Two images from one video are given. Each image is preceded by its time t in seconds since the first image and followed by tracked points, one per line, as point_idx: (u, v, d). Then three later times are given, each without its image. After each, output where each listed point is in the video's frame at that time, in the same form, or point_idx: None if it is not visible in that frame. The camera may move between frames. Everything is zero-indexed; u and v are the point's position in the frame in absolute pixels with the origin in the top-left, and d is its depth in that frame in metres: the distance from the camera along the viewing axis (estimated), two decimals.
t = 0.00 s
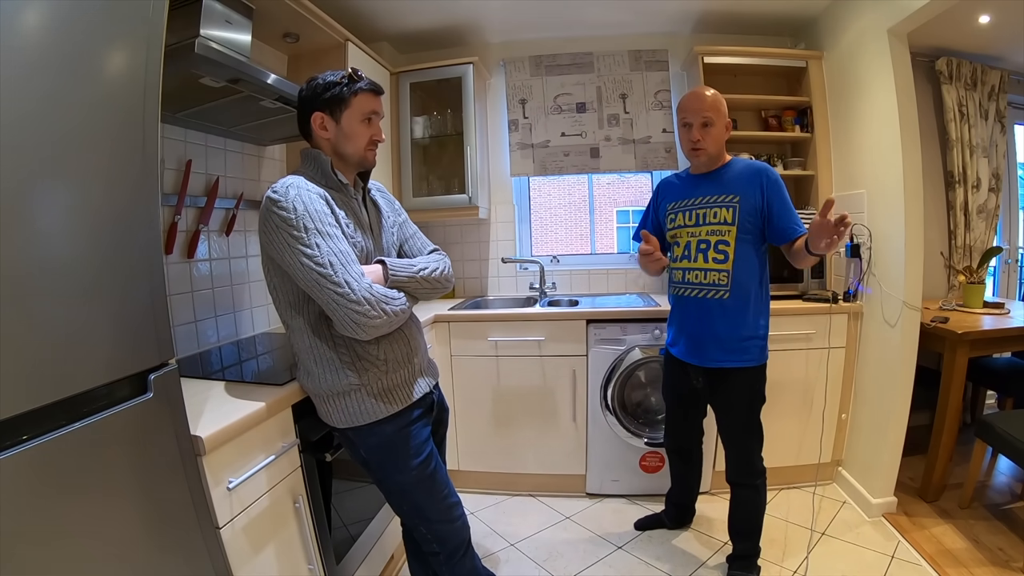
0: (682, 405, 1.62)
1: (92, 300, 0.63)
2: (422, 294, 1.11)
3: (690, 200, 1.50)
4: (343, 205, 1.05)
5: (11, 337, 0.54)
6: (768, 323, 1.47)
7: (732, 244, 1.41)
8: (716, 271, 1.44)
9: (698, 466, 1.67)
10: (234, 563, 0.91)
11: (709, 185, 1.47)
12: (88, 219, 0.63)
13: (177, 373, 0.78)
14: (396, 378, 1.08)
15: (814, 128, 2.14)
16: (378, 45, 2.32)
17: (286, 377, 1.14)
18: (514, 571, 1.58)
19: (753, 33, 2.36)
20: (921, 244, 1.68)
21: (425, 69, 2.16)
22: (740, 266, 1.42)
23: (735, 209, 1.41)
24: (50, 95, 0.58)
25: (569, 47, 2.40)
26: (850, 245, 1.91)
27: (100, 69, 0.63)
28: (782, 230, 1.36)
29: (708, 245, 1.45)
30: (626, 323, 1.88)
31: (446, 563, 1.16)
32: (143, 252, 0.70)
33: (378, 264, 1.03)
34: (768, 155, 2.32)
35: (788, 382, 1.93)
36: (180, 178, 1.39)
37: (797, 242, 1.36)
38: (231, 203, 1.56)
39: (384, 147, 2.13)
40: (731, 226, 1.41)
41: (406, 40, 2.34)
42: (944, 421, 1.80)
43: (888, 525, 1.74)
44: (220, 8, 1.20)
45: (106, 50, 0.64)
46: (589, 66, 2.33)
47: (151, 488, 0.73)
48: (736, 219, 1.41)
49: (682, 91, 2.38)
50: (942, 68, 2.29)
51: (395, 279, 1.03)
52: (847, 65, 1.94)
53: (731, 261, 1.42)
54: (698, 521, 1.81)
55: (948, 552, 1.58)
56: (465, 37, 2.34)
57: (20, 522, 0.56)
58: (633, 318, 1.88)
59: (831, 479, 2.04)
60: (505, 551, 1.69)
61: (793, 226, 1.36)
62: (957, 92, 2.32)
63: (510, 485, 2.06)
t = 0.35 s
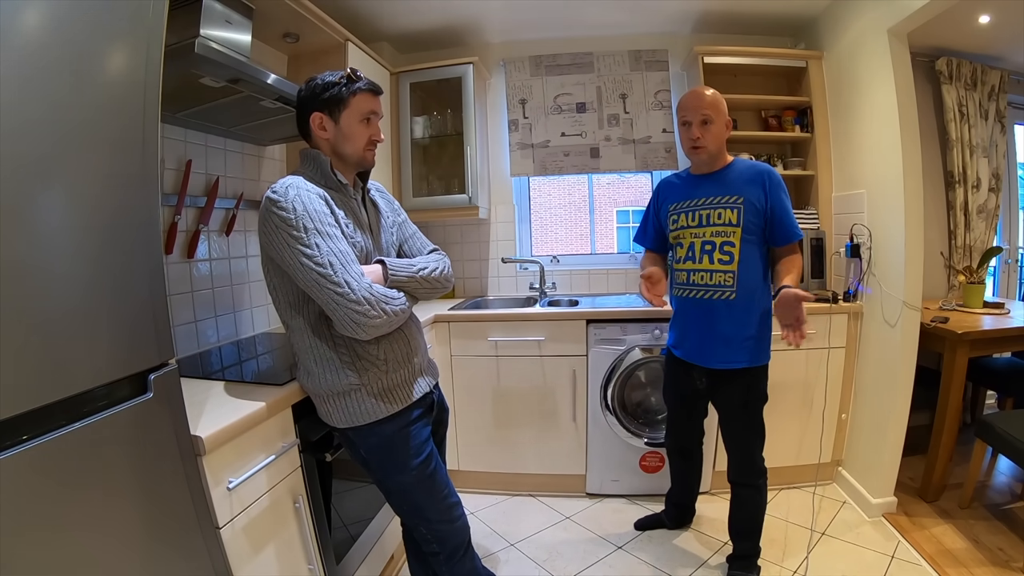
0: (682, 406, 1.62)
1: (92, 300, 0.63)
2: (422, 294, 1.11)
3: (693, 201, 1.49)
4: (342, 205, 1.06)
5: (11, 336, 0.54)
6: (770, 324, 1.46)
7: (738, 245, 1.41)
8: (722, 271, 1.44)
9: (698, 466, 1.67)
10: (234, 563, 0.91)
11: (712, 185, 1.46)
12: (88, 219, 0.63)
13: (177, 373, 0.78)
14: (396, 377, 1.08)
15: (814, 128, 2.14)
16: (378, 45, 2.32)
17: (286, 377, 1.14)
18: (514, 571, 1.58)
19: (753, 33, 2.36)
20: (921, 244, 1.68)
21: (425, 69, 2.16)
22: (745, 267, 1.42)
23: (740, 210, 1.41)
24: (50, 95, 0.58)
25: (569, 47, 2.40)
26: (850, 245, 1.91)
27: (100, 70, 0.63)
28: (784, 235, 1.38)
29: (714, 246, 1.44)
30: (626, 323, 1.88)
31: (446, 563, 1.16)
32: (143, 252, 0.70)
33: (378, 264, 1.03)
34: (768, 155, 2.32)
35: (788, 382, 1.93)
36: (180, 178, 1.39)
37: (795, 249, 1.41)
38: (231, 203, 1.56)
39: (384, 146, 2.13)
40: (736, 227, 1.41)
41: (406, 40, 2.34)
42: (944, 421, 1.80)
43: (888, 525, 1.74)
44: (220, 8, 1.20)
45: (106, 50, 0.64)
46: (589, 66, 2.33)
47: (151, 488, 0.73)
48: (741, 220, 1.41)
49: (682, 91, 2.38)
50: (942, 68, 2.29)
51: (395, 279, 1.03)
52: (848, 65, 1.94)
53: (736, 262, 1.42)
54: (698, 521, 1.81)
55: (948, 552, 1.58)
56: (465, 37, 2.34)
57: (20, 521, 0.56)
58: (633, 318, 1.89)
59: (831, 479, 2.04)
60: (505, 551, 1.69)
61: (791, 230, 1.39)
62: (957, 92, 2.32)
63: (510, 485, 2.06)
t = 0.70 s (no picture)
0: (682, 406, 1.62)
1: (92, 301, 0.63)
2: (422, 294, 1.11)
3: (690, 201, 1.51)
4: (342, 205, 1.06)
5: (12, 336, 0.54)
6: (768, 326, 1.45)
7: (729, 245, 1.41)
8: (712, 272, 1.45)
9: (699, 466, 1.67)
10: (235, 563, 0.91)
11: (708, 185, 1.47)
12: (88, 220, 0.63)
13: (177, 373, 0.78)
14: (396, 377, 1.08)
15: (814, 128, 2.14)
16: (378, 45, 2.32)
17: (286, 377, 1.14)
18: (514, 571, 1.59)
19: (753, 33, 2.36)
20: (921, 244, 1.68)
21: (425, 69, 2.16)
22: (737, 268, 1.42)
23: (731, 211, 1.41)
24: (50, 95, 0.58)
25: (569, 47, 2.40)
26: (850, 245, 1.91)
27: (100, 70, 0.63)
28: (779, 232, 1.35)
29: (705, 246, 1.46)
30: (626, 323, 1.88)
31: (446, 563, 1.16)
32: (143, 253, 0.70)
33: (378, 264, 1.03)
34: (768, 155, 2.32)
35: (788, 382, 1.93)
36: (180, 178, 1.39)
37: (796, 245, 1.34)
38: (231, 203, 1.56)
39: (384, 146, 2.13)
40: (727, 227, 1.42)
41: (406, 40, 2.34)
42: (944, 421, 1.80)
43: (888, 525, 1.74)
44: (220, 8, 1.20)
45: (106, 50, 0.64)
46: (589, 66, 2.33)
47: (151, 488, 0.73)
48: (733, 220, 1.41)
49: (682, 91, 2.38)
50: (942, 68, 2.29)
51: (395, 279, 1.03)
52: (847, 65, 1.94)
53: (727, 263, 1.42)
54: (698, 521, 1.81)
55: (948, 552, 1.58)
56: (465, 37, 2.34)
57: (21, 521, 0.56)
58: (633, 318, 1.89)
59: (831, 479, 2.04)
60: (505, 551, 1.69)
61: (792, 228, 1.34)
62: (957, 92, 2.32)
63: (510, 484, 2.06)
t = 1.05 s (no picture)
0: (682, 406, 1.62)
1: (92, 301, 0.63)
2: (422, 294, 1.11)
3: (687, 202, 1.53)
4: (342, 205, 1.06)
5: (12, 335, 0.54)
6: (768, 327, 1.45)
7: (719, 247, 1.42)
8: (703, 274, 1.46)
9: (699, 466, 1.67)
10: (235, 563, 0.91)
11: (704, 187, 1.48)
12: (88, 219, 0.63)
13: (177, 373, 0.78)
14: (396, 377, 1.08)
15: (813, 128, 2.14)
16: (378, 45, 2.32)
17: (286, 377, 1.14)
18: (514, 571, 1.59)
19: (753, 33, 2.36)
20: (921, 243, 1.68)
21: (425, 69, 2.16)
22: (728, 270, 1.42)
23: (721, 212, 1.42)
24: (50, 95, 0.58)
25: (569, 47, 2.40)
26: (850, 245, 1.91)
27: (100, 70, 0.63)
28: (773, 233, 1.31)
29: (697, 248, 1.48)
30: (626, 323, 1.88)
31: (446, 564, 1.16)
32: (143, 252, 0.70)
33: (378, 264, 1.03)
34: (768, 155, 2.32)
35: (788, 382, 1.93)
36: (180, 178, 1.39)
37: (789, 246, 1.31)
38: (231, 203, 1.56)
39: (384, 147, 2.13)
40: (717, 229, 1.43)
41: (406, 40, 2.34)
42: (944, 421, 1.80)
43: (888, 525, 1.74)
44: (220, 8, 1.20)
45: (106, 50, 0.64)
46: (589, 66, 2.33)
47: (151, 488, 0.73)
48: (722, 222, 1.41)
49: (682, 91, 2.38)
50: (942, 68, 2.29)
51: (395, 278, 1.03)
52: (847, 65, 1.94)
53: (718, 265, 1.43)
54: (698, 521, 1.81)
55: (948, 552, 1.58)
56: (465, 37, 2.34)
57: (22, 520, 0.56)
58: (633, 318, 1.89)
59: (831, 479, 2.04)
60: (505, 551, 1.69)
61: (786, 229, 1.31)
62: (957, 92, 2.32)
63: (510, 484, 2.06)
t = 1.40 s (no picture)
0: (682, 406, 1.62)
1: (92, 301, 0.63)
2: (422, 294, 1.11)
3: (689, 201, 1.54)
4: (342, 205, 1.06)
5: (12, 334, 0.54)
6: (767, 327, 1.45)
7: (717, 246, 1.43)
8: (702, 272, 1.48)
9: (699, 466, 1.67)
10: (235, 563, 0.91)
11: (704, 186, 1.49)
12: (88, 220, 0.63)
13: (177, 374, 0.78)
14: (396, 377, 1.08)
15: (813, 128, 2.14)
16: (378, 45, 2.32)
17: (286, 377, 1.14)
18: (514, 571, 1.59)
19: (753, 33, 2.36)
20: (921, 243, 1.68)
21: (425, 69, 2.16)
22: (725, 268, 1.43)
23: (719, 211, 1.43)
24: (50, 95, 0.58)
25: (569, 47, 2.40)
26: (851, 245, 1.91)
27: (100, 70, 0.63)
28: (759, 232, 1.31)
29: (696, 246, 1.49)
30: (626, 323, 1.88)
31: (446, 564, 1.16)
32: (143, 253, 0.70)
33: (378, 263, 1.03)
34: (768, 155, 2.32)
35: (788, 382, 1.93)
36: (180, 178, 1.39)
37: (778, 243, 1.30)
38: (231, 203, 1.56)
39: (384, 147, 2.13)
40: (715, 227, 1.43)
41: (406, 40, 2.34)
42: (944, 421, 1.80)
43: (888, 525, 1.74)
44: (220, 8, 1.20)
45: (106, 50, 0.64)
46: (589, 66, 2.33)
47: (151, 488, 0.73)
48: (720, 220, 1.42)
49: (682, 91, 2.38)
50: (942, 68, 2.29)
51: (395, 278, 1.03)
52: (847, 65, 1.94)
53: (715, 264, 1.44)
54: (698, 521, 1.81)
55: (948, 552, 1.58)
56: (465, 37, 2.34)
57: (22, 520, 0.56)
58: (633, 318, 1.89)
59: (831, 479, 2.04)
60: (505, 551, 1.69)
61: (776, 228, 1.30)
62: (957, 92, 2.32)
63: (510, 484, 2.06)
